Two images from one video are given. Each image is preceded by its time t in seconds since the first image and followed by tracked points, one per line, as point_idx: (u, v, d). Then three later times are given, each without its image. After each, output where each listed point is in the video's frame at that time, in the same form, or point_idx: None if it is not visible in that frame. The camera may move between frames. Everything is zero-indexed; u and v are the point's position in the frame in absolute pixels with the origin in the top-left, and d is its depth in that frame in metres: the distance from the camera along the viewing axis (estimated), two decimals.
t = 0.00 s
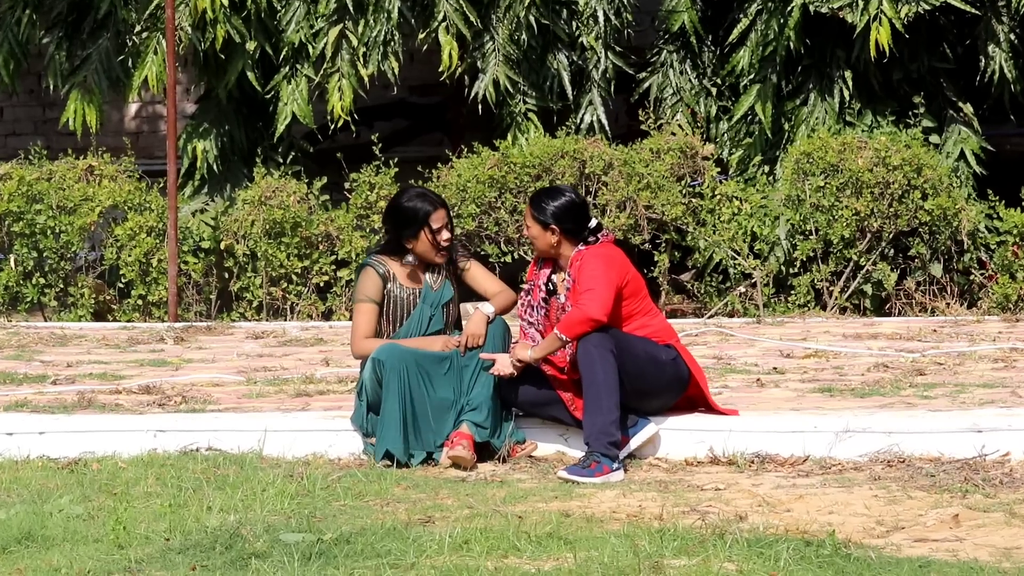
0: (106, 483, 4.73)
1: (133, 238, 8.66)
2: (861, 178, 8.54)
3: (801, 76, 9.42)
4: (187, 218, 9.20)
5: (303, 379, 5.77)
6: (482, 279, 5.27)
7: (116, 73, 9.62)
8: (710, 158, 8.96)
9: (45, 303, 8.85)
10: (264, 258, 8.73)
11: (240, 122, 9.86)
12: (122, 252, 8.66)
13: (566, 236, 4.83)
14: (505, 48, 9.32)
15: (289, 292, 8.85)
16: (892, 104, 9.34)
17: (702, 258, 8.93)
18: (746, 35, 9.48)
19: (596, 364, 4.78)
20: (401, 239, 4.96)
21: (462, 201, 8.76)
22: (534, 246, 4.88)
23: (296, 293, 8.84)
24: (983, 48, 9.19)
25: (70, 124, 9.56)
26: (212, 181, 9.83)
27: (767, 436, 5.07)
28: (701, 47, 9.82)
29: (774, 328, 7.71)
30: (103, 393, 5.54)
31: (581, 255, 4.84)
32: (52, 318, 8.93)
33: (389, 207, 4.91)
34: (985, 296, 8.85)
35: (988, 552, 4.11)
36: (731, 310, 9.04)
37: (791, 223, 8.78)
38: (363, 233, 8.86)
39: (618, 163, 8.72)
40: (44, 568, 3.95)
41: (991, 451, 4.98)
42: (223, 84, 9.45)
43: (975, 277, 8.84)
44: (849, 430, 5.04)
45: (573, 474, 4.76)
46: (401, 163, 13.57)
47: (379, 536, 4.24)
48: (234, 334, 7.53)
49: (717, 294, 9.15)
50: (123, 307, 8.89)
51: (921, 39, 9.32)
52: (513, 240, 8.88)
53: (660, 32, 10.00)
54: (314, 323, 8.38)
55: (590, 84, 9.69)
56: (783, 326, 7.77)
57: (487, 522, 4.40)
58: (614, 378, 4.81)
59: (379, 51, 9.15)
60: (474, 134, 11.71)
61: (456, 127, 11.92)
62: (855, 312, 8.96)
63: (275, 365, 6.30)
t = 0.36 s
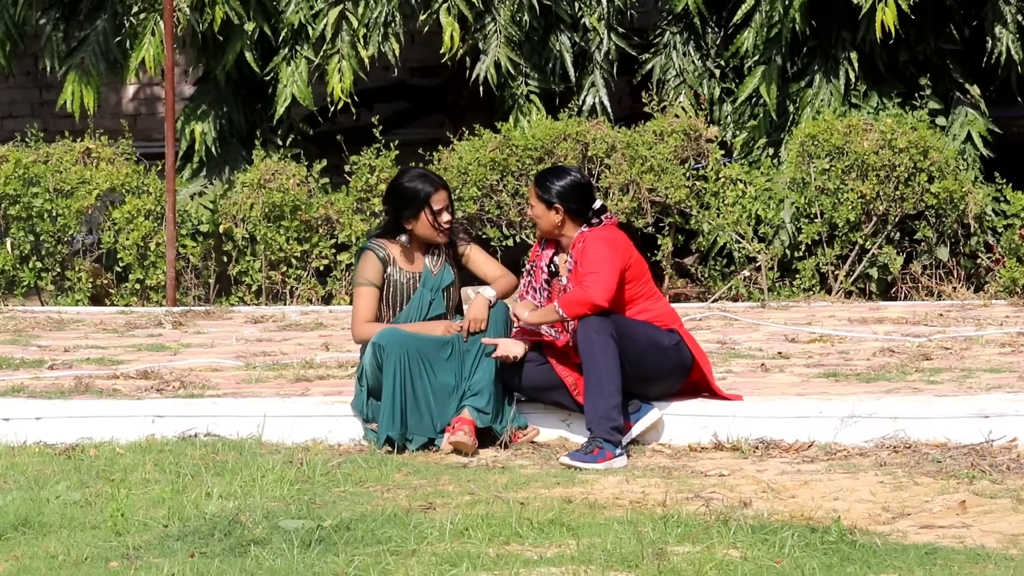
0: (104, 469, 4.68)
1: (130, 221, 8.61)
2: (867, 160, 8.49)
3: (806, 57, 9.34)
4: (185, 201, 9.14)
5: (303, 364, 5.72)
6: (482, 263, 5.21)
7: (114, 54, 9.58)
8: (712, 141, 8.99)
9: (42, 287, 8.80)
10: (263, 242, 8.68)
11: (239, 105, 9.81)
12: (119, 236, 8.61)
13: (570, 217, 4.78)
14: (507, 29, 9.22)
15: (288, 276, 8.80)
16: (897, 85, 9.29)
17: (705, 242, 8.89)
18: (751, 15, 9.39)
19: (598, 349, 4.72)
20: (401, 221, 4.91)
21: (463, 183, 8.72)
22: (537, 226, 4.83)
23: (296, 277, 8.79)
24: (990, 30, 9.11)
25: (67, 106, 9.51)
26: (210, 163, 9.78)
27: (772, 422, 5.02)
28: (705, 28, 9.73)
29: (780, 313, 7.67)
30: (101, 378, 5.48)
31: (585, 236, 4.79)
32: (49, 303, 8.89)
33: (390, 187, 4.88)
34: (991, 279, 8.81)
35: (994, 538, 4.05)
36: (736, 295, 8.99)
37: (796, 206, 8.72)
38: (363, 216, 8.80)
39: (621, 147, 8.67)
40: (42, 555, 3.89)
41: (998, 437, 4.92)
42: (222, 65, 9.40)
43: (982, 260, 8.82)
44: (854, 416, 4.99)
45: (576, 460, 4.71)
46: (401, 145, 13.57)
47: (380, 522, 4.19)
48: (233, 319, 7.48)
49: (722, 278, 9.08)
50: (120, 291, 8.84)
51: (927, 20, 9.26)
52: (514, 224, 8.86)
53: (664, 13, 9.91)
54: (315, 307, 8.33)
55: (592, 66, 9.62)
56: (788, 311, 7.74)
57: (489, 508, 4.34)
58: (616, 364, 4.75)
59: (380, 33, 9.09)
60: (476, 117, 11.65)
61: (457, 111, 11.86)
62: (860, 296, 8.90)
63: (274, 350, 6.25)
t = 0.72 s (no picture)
0: (96, 460, 4.58)
1: (124, 206, 8.51)
2: (875, 145, 8.38)
3: (813, 40, 9.22)
4: (179, 187, 9.04)
5: (300, 353, 5.61)
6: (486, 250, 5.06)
7: (106, 36, 9.47)
8: (718, 123, 8.80)
9: (34, 274, 8.71)
10: (259, 228, 8.58)
11: (235, 87, 9.70)
12: (113, 222, 8.51)
13: (569, 203, 4.68)
14: (507, 11, 9.11)
15: (285, 263, 8.70)
16: (906, 68, 9.19)
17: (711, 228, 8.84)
18: None
19: (601, 336, 4.61)
20: (403, 207, 4.81)
21: (464, 168, 8.62)
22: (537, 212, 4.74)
23: (293, 264, 8.69)
24: (1000, 12, 8.99)
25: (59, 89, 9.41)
26: (205, 147, 9.68)
27: (778, 412, 4.92)
28: (710, 10, 9.62)
29: (787, 301, 7.58)
30: (93, 367, 5.38)
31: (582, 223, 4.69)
32: (41, 290, 8.79)
33: (391, 174, 4.78)
34: (1002, 266, 8.73)
35: (1006, 530, 3.95)
36: (741, 282, 8.89)
37: (803, 191, 8.64)
38: (360, 201, 8.69)
39: (624, 131, 8.58)
40: (32, 548, 3.79)
41: (1009, 427, 4.82)
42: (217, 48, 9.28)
43: (993, 247, 8.75)
44: (863, 406, 4.89)
45: (578, 450, 4.61)
46: (401, 130, 13.51)
47: (378, 515, 4.09)
48: (228, 307, 7.38)
49: (727, 265, 8.98)
50: (113, 278, 8.75)
51: (936, 2, 9.17)
52: (515, 210, 8.76)
53: None
54: (313, 295, 8.23)
55: (595, 48, 9.51)
56: (794, 299, 7.65)
57: (489, 500, 4.24)
58: (620, 351, 4.64)
59: (378, 14, 9.02)
60: (477, 102, 11.52)
61: (458, 95, 11.74)
62: (869, 283, 8.81)
63: (271, 338, 6.15)
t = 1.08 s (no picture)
0: (96, 456, 4.57)
1: (123, 202, 8.51)
2: (876, 140, 8.38)
3: (814, 35, 9.20)
4: (179, 183, 9.04)
5: (299, 349, 5.61)
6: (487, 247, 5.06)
7: (105, 32, 9.47)
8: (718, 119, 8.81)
9: (33, 271, 8.70)
10: (259, 223, 8.57)
11: (234, 84, 9.69)
12: (112, 218, 8.50)
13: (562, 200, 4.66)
14: (507, 6, 9.10)
15: (284, 259, 8.70)
16: (907, 63, 9.18)
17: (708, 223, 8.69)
18: None
19: (601, 332, 4.60)
20: (405, 198, 4.82)
21: (464, 163, 8.61)
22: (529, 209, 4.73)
23: (292, 260, 8.69)
24: (1001, 7, 8.97)
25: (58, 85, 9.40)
26: (204, 143, 9.67)
27: (779, 407, 4.92)
28: (711, 5, 9.61)
29: (789, 297, 7.58)
30: (92, 363, 5.37)
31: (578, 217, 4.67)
32: (40, 286, 8.79)
33: (394, 163, 4.80)
34: (1003, 262, 8.73)
35: (1006, 526, 3.94)
36: (741, 278, 8.90)
37: (804, 186, 8.64)
38: (359, 196, 8.68)
39: (624, 126, 8.57)
40: (32, 543, 3.78)
41: (1010, 423, 4.81)
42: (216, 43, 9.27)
43: (994, 242, 8.74)
44: (863, 401, 4.88)
45: (578, 447, 4.60)
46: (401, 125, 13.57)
47: (378, 511, 4.08)
48: (228, 303, 7.37)
49: (727, 260, 9.00)
50: (112, 274, 8.74)
51: None
52: (514, 206, 8.75)
53: None
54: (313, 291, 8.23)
55: (595, 43, 9.50)
56: (795, 294, 7.66)
57: (489, 496, 4.23)
58: (621, 347, 4.62)
59: (378, 9, 9.03)
60: (478, 98, 11.51)
61: (457, 91, 11.72)
62: (870, 279, 8.81)
63: (270, 334, 6.14)
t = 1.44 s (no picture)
0: (96, 464, 4.57)
1: (123, 210, 8.51)
2: (875, 148, 8.37)
3: (813, 43, 9.22)
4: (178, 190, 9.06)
5: (299, 357, 5.61)
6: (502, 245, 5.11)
7: (105, 40, 9.48)
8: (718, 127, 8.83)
9: (33, 279, 8.70)
10: (259, 231, 8.58)
11: (234, 93, 9.69)
12: (111, 226, 8.52)
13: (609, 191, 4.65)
14: (507, 14, 9.09)
15: (284, 267, 8.70)
16: (907, 71, 9.17)
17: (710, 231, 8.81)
18: None
19: (596, 341, 4.61)
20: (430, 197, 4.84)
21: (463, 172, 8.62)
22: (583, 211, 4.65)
23: (292, 268, 8.69)
24: (1001, 15, 8.97)
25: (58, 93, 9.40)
26: (204, 151, 9.67)
27: (778, 416, 4.91)
28: (710, 13, 9.62)
29: (789, 306, 7.58)
30: (92, 371, 5.37)
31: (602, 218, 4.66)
32: (39, 294, 8.78)
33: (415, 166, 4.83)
34: (1003, 270, 8.72)
35: (1006, 534, 3.94)
36: (741, 286, 8.89)
37: (803, 195, 8.62)
38: (359, 205, 8.67)
39: (624, 134, 8.57)
40: (32, 552, 3.78)
41: (1009, 431, 4.81)
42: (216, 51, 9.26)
43: (994, 251, 8.73)
44: (863, 410, 4.87)
45: (576, 455, 4.59)
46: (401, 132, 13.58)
47: (377, 519, 4.08)
48: (227, 311, 7.37)
49: (727, 269, 9.00)
50: (112, 282, 8.77)
51: (938, 6, 9.16)
52: (514, 214, 8.75)
53: None
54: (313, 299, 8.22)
55: (595, 51, 9.51)
56: (796, 302, 7.66)
57: (489, 504, 4.23)
58: (616, 355, 4.64)
59: (378, 17, 9.02)
60: (477, 106, 11.50)
61: (456, 98, 11.72)
62: (869, 287, 8.80)
63: (269, 342, 6.14)
